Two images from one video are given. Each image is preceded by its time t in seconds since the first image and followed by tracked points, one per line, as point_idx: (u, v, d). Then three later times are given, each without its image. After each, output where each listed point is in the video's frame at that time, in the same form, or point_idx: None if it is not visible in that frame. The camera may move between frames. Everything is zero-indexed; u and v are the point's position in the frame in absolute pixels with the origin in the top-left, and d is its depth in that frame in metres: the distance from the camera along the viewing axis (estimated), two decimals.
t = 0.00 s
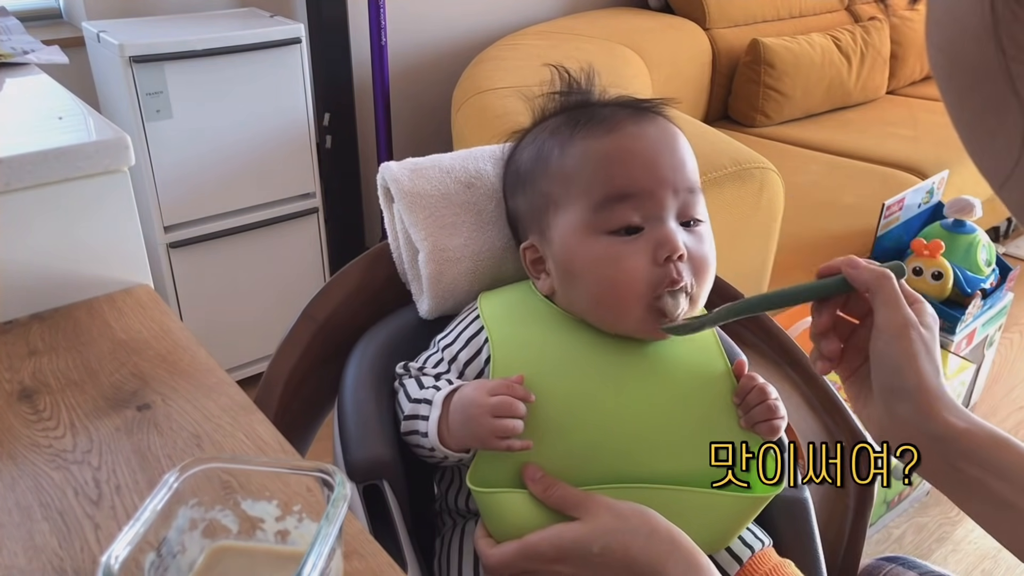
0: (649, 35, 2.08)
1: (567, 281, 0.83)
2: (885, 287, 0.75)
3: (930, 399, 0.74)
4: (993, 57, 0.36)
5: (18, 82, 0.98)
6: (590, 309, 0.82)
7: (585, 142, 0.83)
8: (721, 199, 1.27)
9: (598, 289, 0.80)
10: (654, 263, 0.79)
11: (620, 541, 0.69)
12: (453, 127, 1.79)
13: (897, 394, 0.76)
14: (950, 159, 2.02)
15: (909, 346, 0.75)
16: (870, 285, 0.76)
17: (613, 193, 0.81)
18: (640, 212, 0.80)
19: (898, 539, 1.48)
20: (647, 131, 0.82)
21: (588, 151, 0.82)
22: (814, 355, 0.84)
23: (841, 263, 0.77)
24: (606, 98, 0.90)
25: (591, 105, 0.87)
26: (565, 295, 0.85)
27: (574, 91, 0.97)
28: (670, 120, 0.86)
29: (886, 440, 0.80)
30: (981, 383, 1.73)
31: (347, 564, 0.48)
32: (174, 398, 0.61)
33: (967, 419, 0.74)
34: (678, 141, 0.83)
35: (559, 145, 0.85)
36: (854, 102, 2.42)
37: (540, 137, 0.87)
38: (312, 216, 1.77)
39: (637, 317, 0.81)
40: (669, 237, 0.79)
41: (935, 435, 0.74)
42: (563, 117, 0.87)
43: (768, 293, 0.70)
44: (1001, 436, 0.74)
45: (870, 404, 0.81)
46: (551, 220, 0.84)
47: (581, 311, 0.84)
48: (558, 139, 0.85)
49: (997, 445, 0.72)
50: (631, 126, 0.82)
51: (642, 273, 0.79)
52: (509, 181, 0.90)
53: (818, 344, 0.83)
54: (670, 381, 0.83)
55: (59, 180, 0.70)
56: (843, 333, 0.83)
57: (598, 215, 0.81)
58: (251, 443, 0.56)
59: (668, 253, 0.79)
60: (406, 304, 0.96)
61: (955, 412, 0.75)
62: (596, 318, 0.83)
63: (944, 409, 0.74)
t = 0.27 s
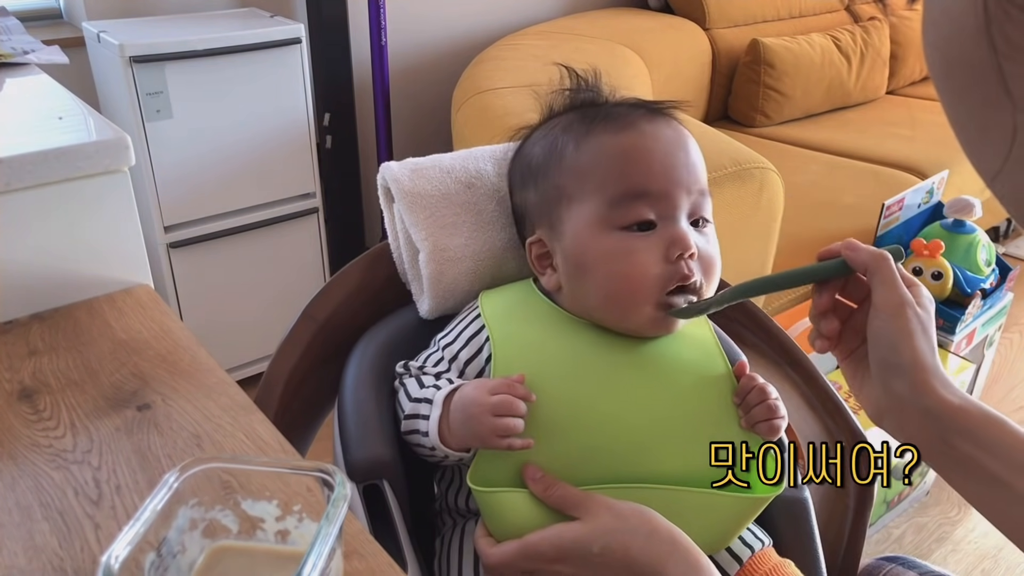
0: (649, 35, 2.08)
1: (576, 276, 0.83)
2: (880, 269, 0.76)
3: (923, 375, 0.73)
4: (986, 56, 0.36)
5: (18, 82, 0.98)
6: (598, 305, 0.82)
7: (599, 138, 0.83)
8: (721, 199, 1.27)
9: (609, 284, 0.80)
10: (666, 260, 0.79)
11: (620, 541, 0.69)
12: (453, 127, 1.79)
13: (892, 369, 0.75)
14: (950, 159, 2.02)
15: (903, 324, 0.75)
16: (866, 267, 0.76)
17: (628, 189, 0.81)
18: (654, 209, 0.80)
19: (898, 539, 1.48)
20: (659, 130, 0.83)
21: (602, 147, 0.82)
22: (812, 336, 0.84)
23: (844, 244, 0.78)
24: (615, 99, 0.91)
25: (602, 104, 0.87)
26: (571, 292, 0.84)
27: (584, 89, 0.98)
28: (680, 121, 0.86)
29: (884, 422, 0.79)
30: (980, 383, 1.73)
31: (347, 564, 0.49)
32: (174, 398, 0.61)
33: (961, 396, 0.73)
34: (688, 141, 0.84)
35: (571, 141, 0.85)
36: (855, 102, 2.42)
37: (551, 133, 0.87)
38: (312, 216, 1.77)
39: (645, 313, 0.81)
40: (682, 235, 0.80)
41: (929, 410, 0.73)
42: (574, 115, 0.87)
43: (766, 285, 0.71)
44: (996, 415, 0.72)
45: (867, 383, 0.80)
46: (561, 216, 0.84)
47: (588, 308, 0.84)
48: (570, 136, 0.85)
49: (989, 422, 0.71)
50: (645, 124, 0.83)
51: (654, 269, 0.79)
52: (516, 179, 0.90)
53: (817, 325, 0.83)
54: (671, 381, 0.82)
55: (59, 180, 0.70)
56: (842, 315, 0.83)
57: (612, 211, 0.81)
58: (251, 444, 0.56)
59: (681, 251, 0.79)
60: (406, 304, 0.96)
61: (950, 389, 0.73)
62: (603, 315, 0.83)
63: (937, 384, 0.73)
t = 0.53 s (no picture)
0: (649, 35, 2.08)
1: (579, 275, 0.83)
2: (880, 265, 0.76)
3: (924, 368, 0.74)
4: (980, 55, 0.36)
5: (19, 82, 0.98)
6: (600, 305, 0.82)
7: (603, 138, 0.83)
8: (721, 199, 1.27)
9: (611, 285, 0.80)
10: (668, 263, 0.79)
11: (621, 542, 0.69)
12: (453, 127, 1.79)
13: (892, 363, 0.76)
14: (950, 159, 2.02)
15: (903, 318, 0.75)
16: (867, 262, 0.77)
17: (631, 190, 0.81)
18: (657, 211, 0.81)
19: (898, 539, 1.48)
20: (663, 131, 0.83)
21: (606, 147, 0.82)
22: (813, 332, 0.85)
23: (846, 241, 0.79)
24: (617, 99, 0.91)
25: (606, 104, 0.87)
26: (573, 292, 0.84)
27: (584, 88, 0.98)
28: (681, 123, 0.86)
29: (884, 416, 0.79)
30: (980, 383, 1.74)
31: (347, 564, 0.49)
32: (174, 398, 0.61)
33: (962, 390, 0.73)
34: (690, 142, 0.84)
35: (575, 141, 0.84)
36: (855, 102, 2.42)
37: (554, 132, 0.87)
38: (312, 216, 1.77)
39: (646, 313, 0.81)
40: (683, 238, 0.80)
41: (929, 403, 0.73)
42: (578, 114, 0.87)
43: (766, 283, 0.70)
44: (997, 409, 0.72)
45: (867, 377, 0.80)
46: (564, 215, 0.84)
47: (589, 307, 0.84)
48: (575, 135, 0.85)
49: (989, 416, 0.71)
50: (648, 125, 0.83)
51: (656, 271, 0.79)
52: (517, 179, 0.90)
53: (819, 320, 0.84)
54: (673, 384, 0.83)
55: (60, 180, 0.70)
56: (842, 311, 0.84)
57: (616, 211, 0.81)
58: (252, 443, 0.56)
59: (682, 254, 0.79)
60: (406, 304, 0.96)
61: (951, 383, 0.73)
62: (605, 314, 0.83)
63: (938, 378, 0.73)
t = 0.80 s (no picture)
0: (649, 35, 2.08)
1: (582, 275, 0.82)
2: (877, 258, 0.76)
3: (917, 359, 0.74)
4: (976, 56, 0.39)
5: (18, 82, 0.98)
6: (603, 305, 0.82)
7: (606, 139, 0.83)
8: (721, 200, 1.27)
9: (615, 284, 0.80)
10: (672, 263, 0.79)
11: (621, 543, 0.69)
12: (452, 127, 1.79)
13: (884, 354, 0.76)
14: (950, 159, 2.02)
15: (896, 311, 0.75)
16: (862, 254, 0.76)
17: (636, 190, 0.81)
18: (661, 210, 0.81)
19: (898, 539, 1.48)
20: (666, 131, 0.83)
21: (610, 147, 0.82)
22: (807, 321, 0.84)
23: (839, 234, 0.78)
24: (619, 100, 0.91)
25: (608, 104, 0.87)
26: (575, 292, 0.84)
27: (585, 88, 0.98)
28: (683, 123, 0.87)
29: (877, 407, 0.79)
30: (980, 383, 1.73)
31: (347, 564, 0.49)
32: (174, 398, 0.61)
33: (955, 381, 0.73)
34: (692, 142, 0.84)
35: (577, 142, 0.84)
36: (855, 102, 2.42)
37: (557, 133, 0.87)
38: (312, 216, 1.77)
39: (648, 311, 0.81)
40: (687, 237, 0.80)
41: (922, 393, 0.73)
42: (580, 115, 0.87)
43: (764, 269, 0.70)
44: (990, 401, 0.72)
45: (861, 370, 0.80)
46: (567, 216, 0.84)
47: (591, 307, 0.84)
48: (577, 136, 0.85)
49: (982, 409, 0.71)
50: (652, 125, 0.83)
51: (660, 270, 0.79)
52: (519, 179, 0.90)
53: (813, 310, 0.83)
54: (674, 385, 0.83)
55: (59, 180, 0.70)
56: (837, 303, 0.83)
57: (620, 211, 0.81)
58: (251, 443, 0.56)
59: (686, 254, 0.79)
60: (406, 304, 0.96)
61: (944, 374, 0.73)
62: (607, 314, 0.83)
63: (931, 369, 0.73)
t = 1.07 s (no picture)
0: (649, 35, 2.08)
1: (583, 274, 0.82)
2: (871, 246, 0.73)
3: (911, 354, 0.73)
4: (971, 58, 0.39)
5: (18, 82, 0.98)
6: (603, 305, 0.82)
7: (606, 139, 0.83)
8: (721, 199, 1.27)
9: (614, 284, 0.80)
10: (673, 262, 0.79)
11: (621, 543, 0.69)
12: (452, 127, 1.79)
13: (879, 349, 0.74)
14: (950, 159, 2.02)
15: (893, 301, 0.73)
16: (857, 242, 0.73)
17: (636, 190, 0.81)
18: (662, 209, 0.81)
19: (898, 539, 1.48)
20: (666, 131, 0.83)
21: (610, 147, 0.82)
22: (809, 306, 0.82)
23: (837, 214, 0.74)
24: (619, 100, 0.91)
25: (608, 104, 0.87)
26: (575, 291, 0.84)
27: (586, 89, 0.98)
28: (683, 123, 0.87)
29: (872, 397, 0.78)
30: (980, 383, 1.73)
31: (347, 564, 0.49)
32: (174, 398, 0.61)
33: (949, 376, 0.72)
34: (693, 142, 0.84)
35: (577, 142, 0.84)
36: (855, 102, 2.42)
37: (557, 133, 0.87)
38: (312, 216, 1.77)
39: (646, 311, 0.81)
40: (687, 237, 0.80)
41: (915, 390, 0.73)
42: (580, 115, 0.87)
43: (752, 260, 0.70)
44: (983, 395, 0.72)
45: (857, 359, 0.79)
46: (568, 216, 0.84)
47: (592, 307, 0.84)
48: (577, 136, 0.85)
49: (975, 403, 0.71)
50: (652, 125, 0.83)
51: (660, 269, 0.79)
52: (520, 180, 0.91)
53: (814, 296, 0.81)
54: (674, 385, 0.83)
55: (59, 180, 0.70)
56: (840, 287, 0.81)
57: (620, 211, 0.80)
58: (252, 443, 0.56)
59: (687, 253, 0.79)
60: (406, 304, 0.96)
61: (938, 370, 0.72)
62: (608, 314, 0.83)
63: (926, 365, 0.72)
